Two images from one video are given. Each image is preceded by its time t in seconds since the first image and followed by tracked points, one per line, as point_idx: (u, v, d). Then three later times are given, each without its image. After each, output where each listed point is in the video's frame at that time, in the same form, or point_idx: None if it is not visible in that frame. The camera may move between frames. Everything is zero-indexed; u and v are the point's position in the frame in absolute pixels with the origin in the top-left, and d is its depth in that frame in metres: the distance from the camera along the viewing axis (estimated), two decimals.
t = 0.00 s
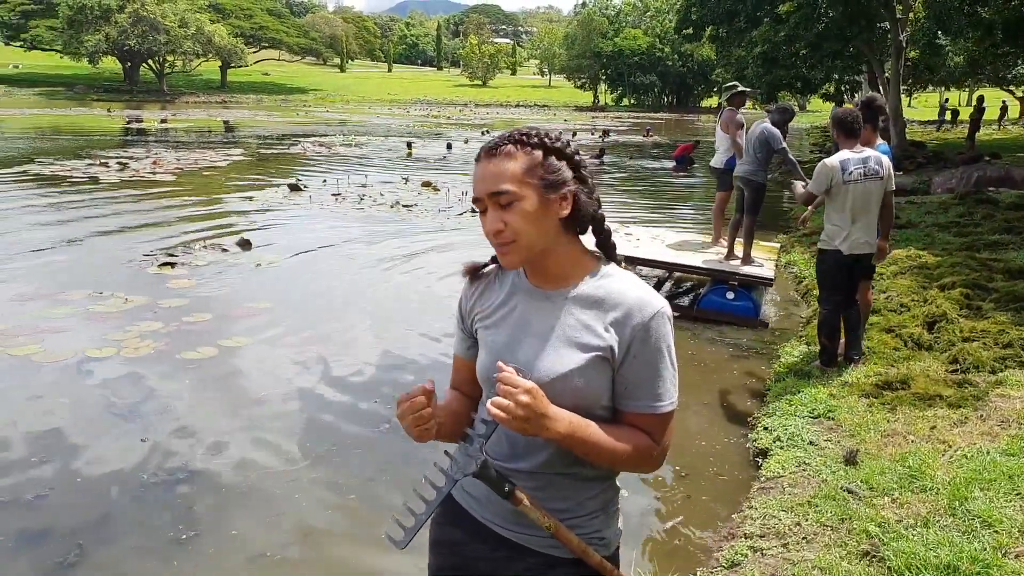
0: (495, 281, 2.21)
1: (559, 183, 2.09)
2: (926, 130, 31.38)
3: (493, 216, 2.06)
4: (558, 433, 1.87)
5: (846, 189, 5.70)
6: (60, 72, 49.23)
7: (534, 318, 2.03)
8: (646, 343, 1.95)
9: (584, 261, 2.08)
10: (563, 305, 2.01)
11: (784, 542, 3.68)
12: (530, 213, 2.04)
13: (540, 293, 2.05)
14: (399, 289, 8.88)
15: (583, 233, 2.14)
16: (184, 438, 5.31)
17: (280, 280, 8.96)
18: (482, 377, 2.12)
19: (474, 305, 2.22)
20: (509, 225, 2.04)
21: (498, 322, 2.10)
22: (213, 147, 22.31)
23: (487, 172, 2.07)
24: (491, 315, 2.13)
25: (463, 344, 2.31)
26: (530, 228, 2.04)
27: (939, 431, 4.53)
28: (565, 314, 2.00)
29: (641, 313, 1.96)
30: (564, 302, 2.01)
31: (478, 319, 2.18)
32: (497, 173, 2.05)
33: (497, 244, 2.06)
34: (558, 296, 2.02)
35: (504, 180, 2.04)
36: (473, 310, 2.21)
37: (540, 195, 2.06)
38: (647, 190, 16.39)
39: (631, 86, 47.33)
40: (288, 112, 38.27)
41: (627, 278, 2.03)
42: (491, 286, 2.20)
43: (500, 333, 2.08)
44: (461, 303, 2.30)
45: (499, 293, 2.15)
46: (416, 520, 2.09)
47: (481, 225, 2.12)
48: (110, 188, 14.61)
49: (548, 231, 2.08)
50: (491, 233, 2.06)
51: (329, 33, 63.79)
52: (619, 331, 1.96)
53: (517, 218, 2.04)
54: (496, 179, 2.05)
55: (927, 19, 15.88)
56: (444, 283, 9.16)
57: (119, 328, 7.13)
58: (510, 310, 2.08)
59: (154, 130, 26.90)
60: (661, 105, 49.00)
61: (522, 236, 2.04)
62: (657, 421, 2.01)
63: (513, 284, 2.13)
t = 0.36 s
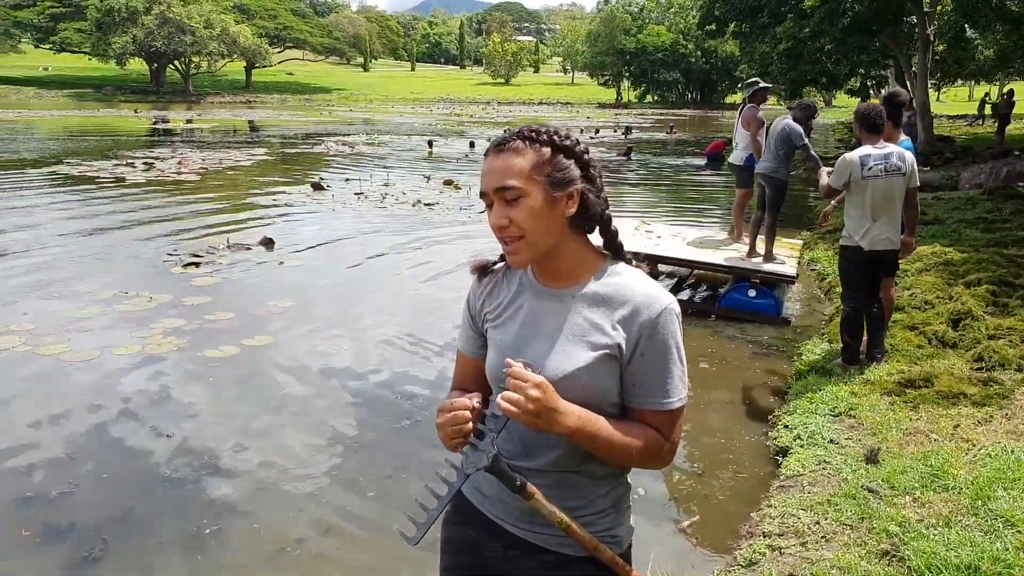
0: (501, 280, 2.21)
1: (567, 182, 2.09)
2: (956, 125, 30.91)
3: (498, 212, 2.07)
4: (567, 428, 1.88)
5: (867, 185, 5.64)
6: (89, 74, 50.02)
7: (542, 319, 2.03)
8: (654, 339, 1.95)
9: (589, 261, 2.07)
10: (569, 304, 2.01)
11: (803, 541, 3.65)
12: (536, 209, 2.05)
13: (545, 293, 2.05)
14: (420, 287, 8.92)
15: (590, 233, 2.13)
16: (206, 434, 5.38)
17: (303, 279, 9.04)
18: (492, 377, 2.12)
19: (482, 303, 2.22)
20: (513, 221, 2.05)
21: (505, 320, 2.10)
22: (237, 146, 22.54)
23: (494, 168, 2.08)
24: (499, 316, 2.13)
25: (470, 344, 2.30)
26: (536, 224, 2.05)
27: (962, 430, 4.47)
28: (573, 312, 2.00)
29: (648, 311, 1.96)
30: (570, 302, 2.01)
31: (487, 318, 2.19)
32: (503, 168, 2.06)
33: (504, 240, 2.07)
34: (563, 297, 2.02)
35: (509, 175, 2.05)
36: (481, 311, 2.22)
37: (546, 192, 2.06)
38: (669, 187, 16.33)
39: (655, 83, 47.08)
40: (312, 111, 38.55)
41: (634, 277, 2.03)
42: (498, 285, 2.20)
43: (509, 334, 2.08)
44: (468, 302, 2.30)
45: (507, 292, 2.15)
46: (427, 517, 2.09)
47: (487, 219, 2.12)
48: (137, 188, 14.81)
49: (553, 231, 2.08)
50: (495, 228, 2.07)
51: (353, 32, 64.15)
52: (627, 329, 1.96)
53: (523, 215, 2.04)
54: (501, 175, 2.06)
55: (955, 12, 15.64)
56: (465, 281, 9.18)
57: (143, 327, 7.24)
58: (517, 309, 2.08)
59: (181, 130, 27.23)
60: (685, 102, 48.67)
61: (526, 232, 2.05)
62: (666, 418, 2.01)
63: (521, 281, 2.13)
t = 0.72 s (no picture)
0: (500, 279, 2.16)
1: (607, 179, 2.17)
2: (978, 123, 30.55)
3: (568, 185, 2.05)
4: (574, 421, 1.89)
5: (882, 185, 5.61)
6: (110, 73, 50.46)
7: (554, 314, 2.01)
8: (658, 334, 1.97)
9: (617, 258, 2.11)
10: (576, 300, 2.00)
11: (814, 542, 3.64)
12: (600, 197, 2.09)
13: (569, 284, 2.02)
14: (434, 286, 8.94)
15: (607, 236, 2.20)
16: (221, 431, 5.43)
17: (318, 277, 9.09)
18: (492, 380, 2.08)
19: (482, 302, 2.16)
20: (582, 197, 2.04)
21: (508, 320, 2.06)
22: (255, 145, 22.67)
23: (566, 142, 2.08)
24: (499, 316, 2.09)
25: (458, 347, 2.24)
26: (597, 207, 2.07)
27: (977, 431, 4.43)
28: (577, 309, 1.99)
29: (652, 305, 1.97)
30: (595, 293, 2.00)
31: (485, 318, 2.14)
32: (577, 145, 2.08)
33: (564, 217, 2.03)
34: (594, 285, 2.00)
35: (585, 152, 2.07)
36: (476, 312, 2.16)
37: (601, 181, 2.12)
38: (685, 186, 16.25)
39: (673, 81, 46.85)
40: (330, 110, 38.70)
41: (645, 272, 2.06)
42: (496, 285, 2.15)
43: (513, 332, 2.04)
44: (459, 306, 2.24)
45: (510, 288, 2.10)
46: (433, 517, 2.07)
47: (543, 192, 2.06)
48: (155, 186, 14.94)
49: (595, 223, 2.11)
50: (563, 200, 2.03)
51: (371, 31, 64.31)
52: (633, 323, 1.97)
53: (590, 198, 2.06)
54: (576, 150, 2.07)
55: (976, 10, 15.46)
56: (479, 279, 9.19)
57: (160, 324, 7.30)
58: (522, 307, 2.05)
59: (200, 129, 27.43)
60: (703, 101, 48.42)
61: (589, 212, 2.05)
62: (668, 410, 2.02)
63: (522, 281, 2.09)
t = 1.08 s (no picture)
0: (480, 275, 2.10)
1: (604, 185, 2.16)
2: (989, 120, 30.33)
3: (570, 198, 2.02)
4: (574, 415, 1.92)
5: (885, 181, 5.61)
6: (119, 68, 50.56)
7: (545, 314, 2.01)
8: (643, 325, 2.04)
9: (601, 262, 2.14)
10: (565, 298, 2.01)
11: (813, 538, 3.65)
12: (594, 210, 2.08)
13: (559, 287, 2.02)
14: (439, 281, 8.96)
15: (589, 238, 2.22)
16: (225, 426, 5.47)
17: (324, 272, 9.12)
18: (476, 382, 2.06)
19: (463, 301, 2.09)
20: (581, 212, 2.03)
21: (495, 321, 2.02)
22: (263, 140, 22.71)
23: (577, 153, 2.04)
24: (483, 317, 2.04)
25: (431, 346, 2.15)
26: (592, 220, 2.07)
27: (978, 428, 4.43)
28: (567, 305, 2.01)
29: (638, 296, 2.04)
30: (586, 292, 2.02)
31: (466, 318, 2.07)
32: (587, 157, 2.04)
33: (560, 227, 2.01)
34: (585, 289, 2.02)
35: (592, 167, 2.04)
36: (456, 311, 2.09)
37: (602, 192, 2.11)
38: (693, 183, 16.22)
39: (682, 77, 46.69)
40: (339, 105, 38.72)
41: (629, 269, 2.11)
42: (478, 283, 2.09)
43: (500, 334, 2.02)
44: (432, 299, 2.15)
45: (494, 288, 2.05)
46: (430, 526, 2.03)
47: (543, 200, 2.03)
48: (163, 181, 14.99)
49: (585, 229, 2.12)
50: (563, 213, 2.00)
51: (380, 26, 64.26)
52: (620, 315, 2.02)
53: (587, 211, 2.05)
54: (584, 163, 2.03)
55: (986, 6, 15.35)
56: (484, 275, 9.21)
57: (166, 319, 7.35)
58: (509, 307, 2.02)
59: (208, 124, 27.48)
60: (713, 97, 48.27)
61: (586, 226, 2.05)
62: (653, 397, 2.09)
63: (506, 279, 2.05)
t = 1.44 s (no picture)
0: (472, 273, 2.08)
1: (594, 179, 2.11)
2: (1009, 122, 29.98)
3: (551, 191, 1.99)
4: (568, 425, 1.90)
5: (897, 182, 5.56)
6: (138, 64, 50.93)
7: (535, 315, 1.98)
8: (639, 328, 2.00)
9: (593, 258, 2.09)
10: (556, 299, 1.98)
11: (821, 541, 3.61)
12: (579, 203, 2.04)
13: (546, 284, 1.99)
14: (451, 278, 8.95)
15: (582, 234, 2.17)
16: (234, 419, 5.48)
17: (335, 268, 9.12)
18: (470, 382, 2.05)
19: (454, 299, 2.07)
20: (565, 206, 2.00)
21: (485, 321, 2.01)
22: (278, 136, 22.79)
23: (556, 146, 2.00)
24: (474, 317, 2.02)
25: (425, 344, 2.15)
26: (576, 213, 2.02)
27: (992, 434, 4.37)
28: (559, 307, 1.98)
29: (633, 298, 1.99)
30: (575, 290, 1.98)
31: (458, 318, 2.06)
32: (566, 149, 2.01)
33: (541, 222, 1.98)
34: (573, 286, 1.99)
35: (574, 160, 2.00)
36: (447, 310, 2.08)
37: (588, 186, 2.06)
38: (708, 183, 16.13)
39: (697, 77, 46.48)
40: (354, 103, 38.79)
41: (623, 266, 2.07)
42: (469, 283, 2.07)
43: (490, 335, 2.00)
44: (426, 297, 2.14)
45: (485, 286, 2.04)
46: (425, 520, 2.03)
47: (525, 194, 2.00)
48: (179, 176, 15.07)
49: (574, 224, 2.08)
50: (544, 207, 1.97)
51: (396, 24, 64.38)
52: (614, 319, 1.98)
53: (571, 205, 2.01)
54: (565, 156, 2.00)
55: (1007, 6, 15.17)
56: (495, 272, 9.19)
57: (178, 312, 7.37)
58: (499, 307, 2.00)
59: (225, 120, 27.61)
60: (729, 96, 48.05)
61: (569, 220, 2.01)
62: (650, 400, 2.06)
63: (497, 278, 2.03)
